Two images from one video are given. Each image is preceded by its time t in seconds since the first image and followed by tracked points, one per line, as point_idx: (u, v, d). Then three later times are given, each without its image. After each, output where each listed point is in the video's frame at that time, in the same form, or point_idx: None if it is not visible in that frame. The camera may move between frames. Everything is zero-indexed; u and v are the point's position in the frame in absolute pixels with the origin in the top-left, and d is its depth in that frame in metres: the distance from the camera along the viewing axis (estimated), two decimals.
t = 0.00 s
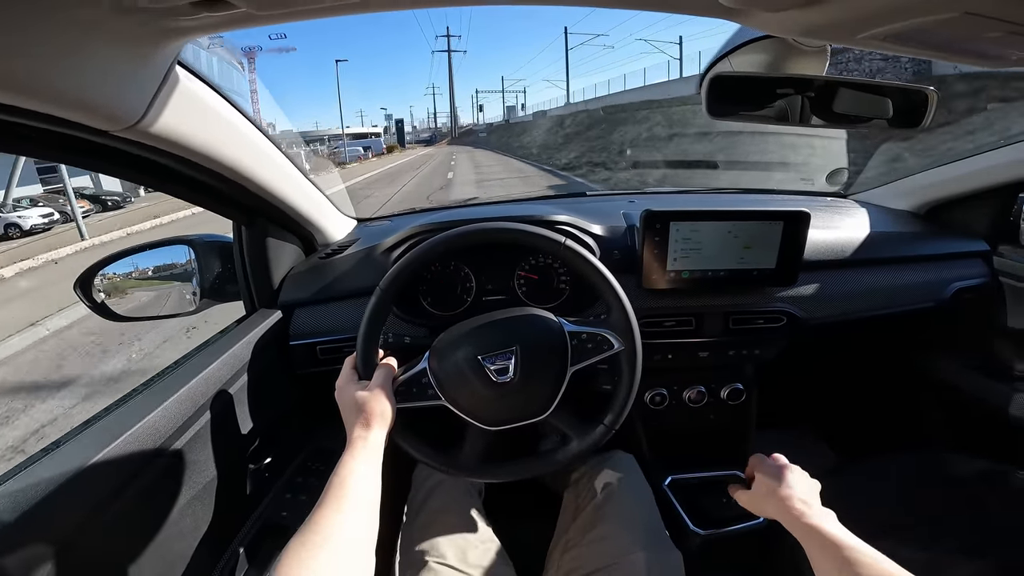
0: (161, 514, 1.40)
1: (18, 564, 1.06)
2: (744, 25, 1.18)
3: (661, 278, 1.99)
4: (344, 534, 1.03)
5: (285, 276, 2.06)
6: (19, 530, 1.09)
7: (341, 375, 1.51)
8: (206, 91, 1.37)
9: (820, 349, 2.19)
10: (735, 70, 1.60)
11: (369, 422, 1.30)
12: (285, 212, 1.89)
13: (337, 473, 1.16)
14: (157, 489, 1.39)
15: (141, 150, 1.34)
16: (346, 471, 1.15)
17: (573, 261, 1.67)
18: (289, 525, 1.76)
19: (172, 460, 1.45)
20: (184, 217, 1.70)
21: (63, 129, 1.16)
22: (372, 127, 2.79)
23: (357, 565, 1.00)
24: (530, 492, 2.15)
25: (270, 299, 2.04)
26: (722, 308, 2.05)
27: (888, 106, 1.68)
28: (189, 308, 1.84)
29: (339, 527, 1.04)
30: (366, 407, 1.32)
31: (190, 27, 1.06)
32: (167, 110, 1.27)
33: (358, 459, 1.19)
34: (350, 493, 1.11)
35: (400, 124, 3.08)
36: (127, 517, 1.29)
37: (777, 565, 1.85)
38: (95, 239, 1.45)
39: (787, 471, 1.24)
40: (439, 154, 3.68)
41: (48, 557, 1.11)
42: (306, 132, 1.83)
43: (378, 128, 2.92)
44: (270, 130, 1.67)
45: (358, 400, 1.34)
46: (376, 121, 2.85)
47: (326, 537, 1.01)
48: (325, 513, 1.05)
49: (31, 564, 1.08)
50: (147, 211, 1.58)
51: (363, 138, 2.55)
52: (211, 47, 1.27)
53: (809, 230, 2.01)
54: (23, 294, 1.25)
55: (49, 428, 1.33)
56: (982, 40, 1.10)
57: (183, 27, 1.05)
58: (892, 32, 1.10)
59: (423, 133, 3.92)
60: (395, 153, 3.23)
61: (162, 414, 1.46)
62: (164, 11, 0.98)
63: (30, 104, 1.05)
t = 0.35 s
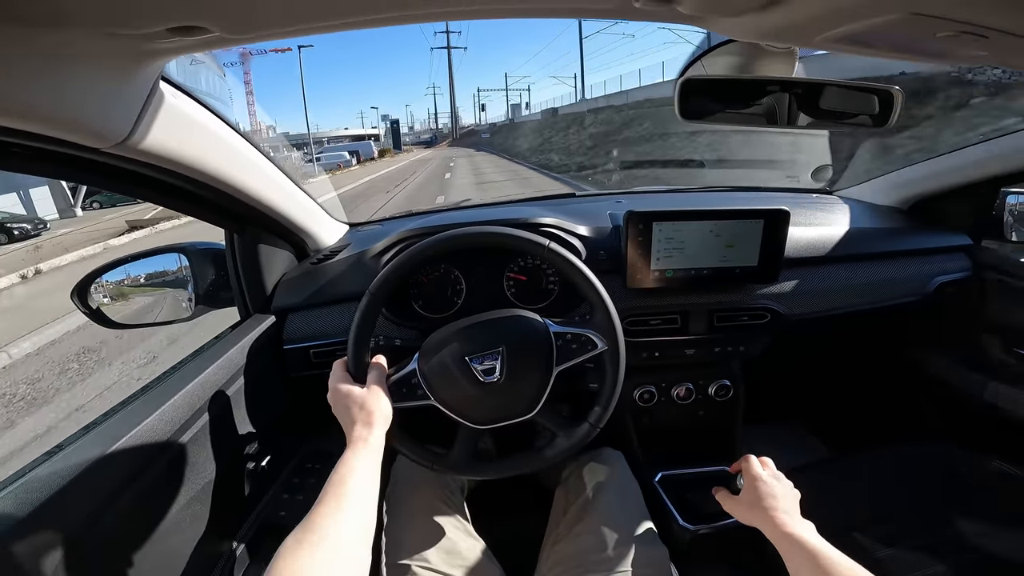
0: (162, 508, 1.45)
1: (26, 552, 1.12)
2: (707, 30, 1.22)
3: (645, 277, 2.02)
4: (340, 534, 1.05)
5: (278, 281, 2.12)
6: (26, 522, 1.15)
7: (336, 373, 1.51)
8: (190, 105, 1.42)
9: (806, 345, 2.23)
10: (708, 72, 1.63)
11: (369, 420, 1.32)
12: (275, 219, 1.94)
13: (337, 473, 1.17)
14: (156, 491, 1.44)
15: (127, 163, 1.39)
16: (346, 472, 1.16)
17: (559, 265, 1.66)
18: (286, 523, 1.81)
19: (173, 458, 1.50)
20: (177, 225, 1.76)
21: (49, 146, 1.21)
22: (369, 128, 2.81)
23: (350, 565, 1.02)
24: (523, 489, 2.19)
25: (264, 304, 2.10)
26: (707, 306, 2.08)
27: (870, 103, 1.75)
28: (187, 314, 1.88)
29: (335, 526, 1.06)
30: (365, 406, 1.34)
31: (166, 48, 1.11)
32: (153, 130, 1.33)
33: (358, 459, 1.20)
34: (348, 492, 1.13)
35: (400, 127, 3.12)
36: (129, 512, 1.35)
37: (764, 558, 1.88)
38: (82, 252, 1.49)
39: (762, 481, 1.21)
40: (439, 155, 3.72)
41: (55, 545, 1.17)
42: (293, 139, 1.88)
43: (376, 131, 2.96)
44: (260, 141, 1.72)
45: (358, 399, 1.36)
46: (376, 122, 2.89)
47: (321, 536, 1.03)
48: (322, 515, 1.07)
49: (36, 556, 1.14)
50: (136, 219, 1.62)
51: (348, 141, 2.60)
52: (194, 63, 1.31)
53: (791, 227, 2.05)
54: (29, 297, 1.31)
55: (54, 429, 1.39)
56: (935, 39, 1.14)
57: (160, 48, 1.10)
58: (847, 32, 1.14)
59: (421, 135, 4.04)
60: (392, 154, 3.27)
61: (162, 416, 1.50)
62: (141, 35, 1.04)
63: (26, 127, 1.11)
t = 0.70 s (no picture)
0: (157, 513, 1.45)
1: (26, 548, 1.13)
2: (694, 29, 1.21)
3: (640, 280, 2.01)
4: (328, 526, 1.03)
5: (270, 288, 2.10)
6: (13, 531, 1.13)
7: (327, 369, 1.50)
8: (175, 111, 1.41)
9: (802, 346, 2.21)
10: (698, 72, 1.63)
11: (360, 418, 1.30)
12: (265, 225, 1.92)
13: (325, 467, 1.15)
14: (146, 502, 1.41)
15: (111, 170, 1.37)
16: (334, 466, 1.15)
17: (556, 271, 1.63)
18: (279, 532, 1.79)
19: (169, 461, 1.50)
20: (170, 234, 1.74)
21: (30, 154, 1.19)
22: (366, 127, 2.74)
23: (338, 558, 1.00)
24: (521, 492, 2.18)
25: (255, 311, 2.08)
26: (703, 307, 2.06)
27: (862, 101, 1.75)
28: (177, 321, 1.87)
29: (323, 519, 1.04)
30: (356, 405, 1.33)
31: (146, 52, 1.10)
32: (135, 138, 1.31)
33: (346, 455, 1.19)
34: (336, 486, 1.11)
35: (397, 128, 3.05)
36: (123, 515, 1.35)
37: (764, 561, 1.86)
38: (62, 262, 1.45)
39: (763, 484, 1.18)
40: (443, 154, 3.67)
41: (42, 555, 1.15)
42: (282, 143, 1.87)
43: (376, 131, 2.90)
44: (249, 147, 1.71)
45: (348, 397, 1.34)
46: (375, 121, 2.83)
47: (310, 528, 1.01)
48: (310, 509, 1.04)
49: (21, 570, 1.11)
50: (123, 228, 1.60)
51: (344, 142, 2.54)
52: (178, 69, 1.29)
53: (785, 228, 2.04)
54: (9, 309, 1.30)
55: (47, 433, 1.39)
56: (923, 35, 1.13)
57: (140, 53, 1.09)
58: (835, 29, 1.13)
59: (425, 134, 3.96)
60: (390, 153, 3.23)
61: (152, 424, 1.48)
62: (119, 40, 1.02)
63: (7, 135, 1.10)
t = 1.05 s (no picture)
0: (166, 512, 1.47)
1: (43, 546, 1.14)
2: (692, 33, 1.23)
3: (640, 281, 2.03)
4: (324, 514, 1.04)
5: (272, 291, 2.12)
6: (22, 532, 1.14)
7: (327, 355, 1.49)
8: (180, 116, 1.42)
9: (800, 346, 2.23)
10: (695, 75, 1.65)
11: (359, 407, 1.30)
12: (267, 228, 1.93)
13: (322, 457, 1.16)
14: (152, 504, 1.42)
15: (115, 173, 1.38)
16: (332, 456, 1.15)
17: (559, 276, 1.65)
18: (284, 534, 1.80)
19: (175, 461, 1.51)
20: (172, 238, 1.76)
21: (36, 157, 1.21)
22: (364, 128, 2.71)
23: (335, 546, 1.01)
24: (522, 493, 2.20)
25: (257, 315, 2.09)
26: (702, 308, 2.08)
27: (856, 103, 1.77)
28: (179, 325, 1.87)
29: (319, 508, 1.05)
30: (356, 393, 1.32)
31: (153, 58, 1.12)
32: (143, 143, 1.33)
33: (343, 444, 1.19)
34: (332, 475, 1.12)
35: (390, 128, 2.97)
36: (135, 513, 1.37)
37: (766, 559, 1.87)
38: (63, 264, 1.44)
39: (763, 482, 1.19)
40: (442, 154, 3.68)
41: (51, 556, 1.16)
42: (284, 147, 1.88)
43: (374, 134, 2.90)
44: (248, 151, 1.72)
45: (348, 384, 1.34)
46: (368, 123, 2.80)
47: (305, 517, 1.02)
48: (308, 500, 1.05)
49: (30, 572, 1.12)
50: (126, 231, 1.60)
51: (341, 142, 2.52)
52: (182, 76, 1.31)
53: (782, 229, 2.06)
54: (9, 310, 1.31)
55: (55, 433, 1.40)
56: (916, 38, 1.15)
57: (147, 58, 1.11)
58: (831, 32, 1.15)
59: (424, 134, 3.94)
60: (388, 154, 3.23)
61: (157, 426, 1.49)
62: (127, 45, 1.04)
63: (15, 139, 1.11)
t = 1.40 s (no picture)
0: (168, 511, 1.47)
1: (47, 546, 1.14)
2: (693, 34, 1.23)
3: (641, 282, 2.03)
4: (325, 514, 1.04)
5: (272, 292, 2.12)
6: (23, 533, 1.13)
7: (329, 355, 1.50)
8: (183, 116, 1.42)
9: (799, 347, 2.24)
10: (696, 76, 1.66)
11: (359, 408, 1.30)
12: (268, 228, 1.93)
13: (322, 458, 1.15)
14: (153, 504, 1.42)
15: (115, 173, 1.38)
16: (332, 458, 1.14)
17: (560, 276, 1.65)
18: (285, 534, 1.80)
19: (176, 460, 1.51)
20: (173, 238, 1.75)
21: (36, 156, 1.20)
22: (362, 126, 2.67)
23: (337, 545, 1.01)
24: (523, 492, 2.20)
25: (257, 315, 2.08)
26: (702, 309, 2.08)
27: (857, 104, 1.76)
28: (177, 326, 1.84)
29: (320, 509, 1.05)
30: (357, 394, 1.32)
31: (154, 57, 1.12)
32: (145, 142, 1.33)
33: (344, 446, 1.18)
34: (333, 476, 1.12)
35: (380, 128, 2.78)
36: (137, 513, 1.37)
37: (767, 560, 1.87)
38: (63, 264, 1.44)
39: (764, 483, 1.19)
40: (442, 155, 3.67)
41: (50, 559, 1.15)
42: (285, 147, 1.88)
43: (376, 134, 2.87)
44: (249, 151, 1.72)
45: (349, 385, 1.33)
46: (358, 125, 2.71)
47: (307, 517, 1.02)
48: (308, 502, 1.05)
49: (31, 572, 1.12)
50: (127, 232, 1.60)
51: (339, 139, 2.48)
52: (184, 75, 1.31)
53: (782, 229, 2.06)
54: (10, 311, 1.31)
55: (57, 434, 1.40)
56: (917, 40, 1.16)
57: (148, 57, 1.11)
58: (832, 34, 1.16)
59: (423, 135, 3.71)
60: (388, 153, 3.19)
61: (157, 426, 1.49)
62: (128, 44, 1.04)
63: (16, 138, 1.11)
